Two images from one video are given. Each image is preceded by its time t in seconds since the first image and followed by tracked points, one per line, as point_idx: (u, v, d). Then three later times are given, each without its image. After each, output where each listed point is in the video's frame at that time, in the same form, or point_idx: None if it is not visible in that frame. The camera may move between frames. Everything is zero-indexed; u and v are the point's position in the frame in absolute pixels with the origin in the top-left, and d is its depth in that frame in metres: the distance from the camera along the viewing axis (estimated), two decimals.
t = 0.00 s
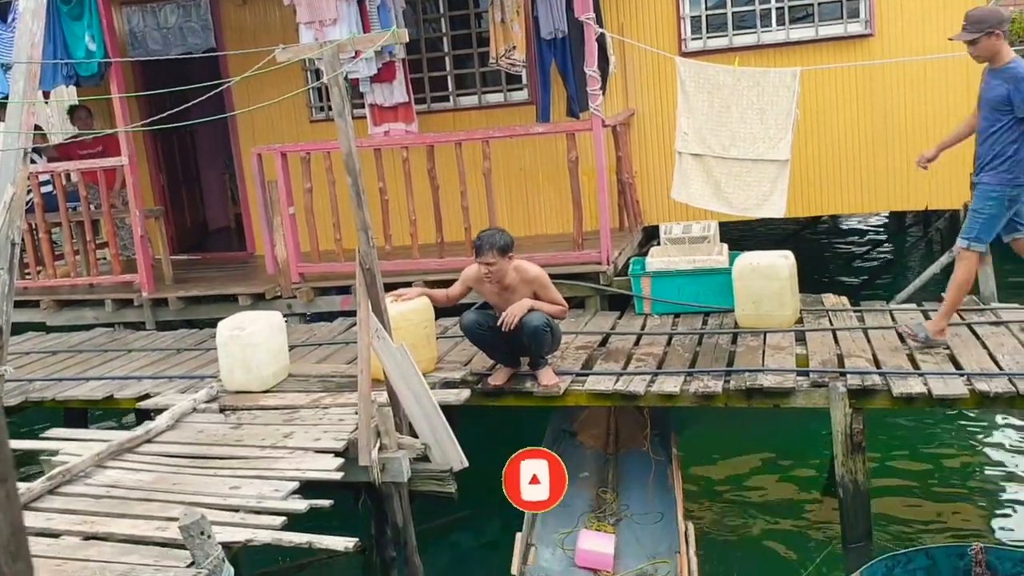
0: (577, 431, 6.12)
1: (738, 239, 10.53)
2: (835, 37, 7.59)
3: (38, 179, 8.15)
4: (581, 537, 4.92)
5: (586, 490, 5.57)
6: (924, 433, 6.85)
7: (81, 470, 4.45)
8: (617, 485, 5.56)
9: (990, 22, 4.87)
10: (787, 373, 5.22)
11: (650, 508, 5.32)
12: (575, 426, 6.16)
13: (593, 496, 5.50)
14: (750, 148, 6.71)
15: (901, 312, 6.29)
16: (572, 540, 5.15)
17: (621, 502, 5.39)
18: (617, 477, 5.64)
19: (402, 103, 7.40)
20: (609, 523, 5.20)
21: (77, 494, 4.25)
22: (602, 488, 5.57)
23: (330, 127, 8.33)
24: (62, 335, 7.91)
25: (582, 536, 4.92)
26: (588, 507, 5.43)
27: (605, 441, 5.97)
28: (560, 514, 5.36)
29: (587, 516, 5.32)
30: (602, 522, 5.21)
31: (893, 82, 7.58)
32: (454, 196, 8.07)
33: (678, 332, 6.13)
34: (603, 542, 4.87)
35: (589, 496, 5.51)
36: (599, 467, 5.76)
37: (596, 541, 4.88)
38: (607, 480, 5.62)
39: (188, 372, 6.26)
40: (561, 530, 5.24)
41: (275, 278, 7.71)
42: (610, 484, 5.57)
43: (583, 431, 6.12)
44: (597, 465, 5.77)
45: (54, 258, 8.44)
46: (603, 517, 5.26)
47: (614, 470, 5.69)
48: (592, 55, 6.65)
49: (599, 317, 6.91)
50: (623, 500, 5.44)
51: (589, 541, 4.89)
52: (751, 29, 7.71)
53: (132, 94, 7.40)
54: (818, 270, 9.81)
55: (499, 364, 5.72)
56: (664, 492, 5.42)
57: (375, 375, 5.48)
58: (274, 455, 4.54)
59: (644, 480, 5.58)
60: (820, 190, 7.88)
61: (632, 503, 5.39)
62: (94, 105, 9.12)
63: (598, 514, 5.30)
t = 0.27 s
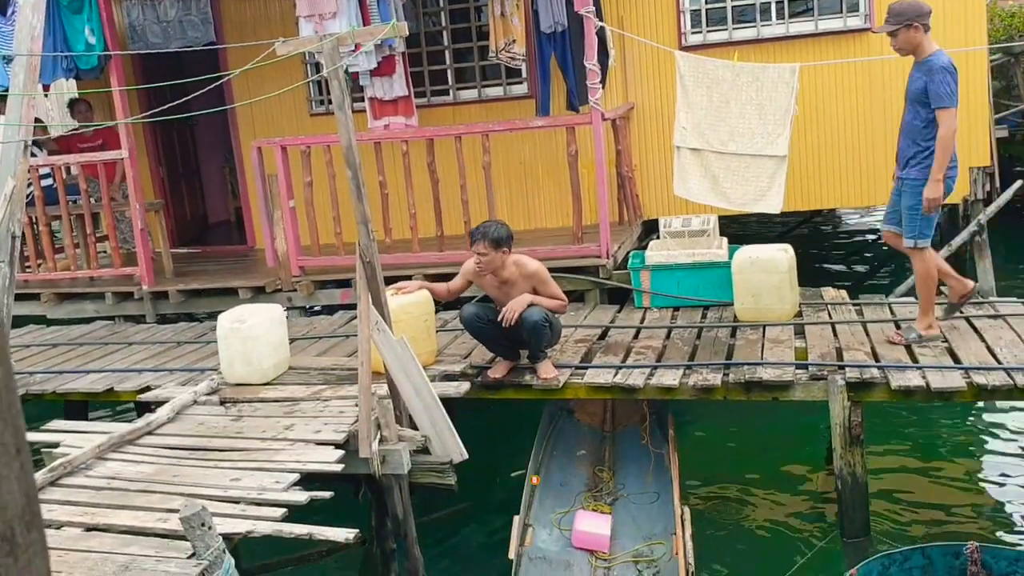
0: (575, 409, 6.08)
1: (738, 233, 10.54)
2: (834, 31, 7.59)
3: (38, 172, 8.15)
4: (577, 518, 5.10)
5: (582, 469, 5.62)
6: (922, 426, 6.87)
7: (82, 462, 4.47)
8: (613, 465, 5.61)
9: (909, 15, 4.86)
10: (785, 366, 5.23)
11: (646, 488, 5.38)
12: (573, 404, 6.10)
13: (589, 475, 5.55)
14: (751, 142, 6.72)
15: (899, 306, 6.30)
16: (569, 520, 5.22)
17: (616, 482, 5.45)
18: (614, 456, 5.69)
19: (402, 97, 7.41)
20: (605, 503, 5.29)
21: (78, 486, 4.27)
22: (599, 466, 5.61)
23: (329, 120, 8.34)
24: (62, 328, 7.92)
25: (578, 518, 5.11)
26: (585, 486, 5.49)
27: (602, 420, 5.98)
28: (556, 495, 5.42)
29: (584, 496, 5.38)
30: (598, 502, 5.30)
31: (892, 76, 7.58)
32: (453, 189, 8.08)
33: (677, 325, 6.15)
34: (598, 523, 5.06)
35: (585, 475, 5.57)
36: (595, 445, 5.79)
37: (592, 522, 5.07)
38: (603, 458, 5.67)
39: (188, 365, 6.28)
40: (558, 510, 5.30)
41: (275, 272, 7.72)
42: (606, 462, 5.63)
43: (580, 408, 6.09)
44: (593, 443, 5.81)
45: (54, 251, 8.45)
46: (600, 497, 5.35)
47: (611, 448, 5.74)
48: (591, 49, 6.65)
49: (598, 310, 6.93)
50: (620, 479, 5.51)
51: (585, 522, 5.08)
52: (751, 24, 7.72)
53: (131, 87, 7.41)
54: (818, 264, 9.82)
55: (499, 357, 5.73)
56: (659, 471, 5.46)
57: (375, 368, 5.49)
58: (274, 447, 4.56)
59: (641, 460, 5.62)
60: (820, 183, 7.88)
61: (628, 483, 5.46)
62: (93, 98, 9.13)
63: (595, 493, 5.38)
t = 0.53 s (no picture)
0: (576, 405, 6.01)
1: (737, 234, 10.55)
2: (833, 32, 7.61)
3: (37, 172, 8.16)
4: (576, 514, 5.10)
5: (583, 463, 5.61)
6: (920, 427, 6.88)
7: (80, 462, 4.47)
8: (614, 458, 5.60)
9: (833, 24, 5.10)
10: (784, 367, 5.24)
11: (646, 484, 5.37)
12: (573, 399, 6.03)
13: (589, 469, 5.55)
14: (750, 143, 6.71)
15: (897, 307, 6.30)
16: (568, 515, 5.23)
17: (616, 478, 5.44)
18: (615, 451, 5.67)
19: (401, 97, 7.41)
20: (605, 498, 5.29)
21: (76, 485, 4.27)
22: (599, 460, 5.60)
23: (329, 120, 8.34)
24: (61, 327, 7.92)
25: (578, 514, 5.11)
26: (585, 481, 5.49)
27: (603, 414, 5.94)
28: (556, 490, 5.43)
29: (584, 492, 5.39)
30: (598, 497, 5.31)
31: (890, 78, 7.60)
32: (452, 189, 8.08)
33: (675, 326, 6.15)
34: (597, 519, 5.07)
35: (585, 470, 5.56)
36: (596, 440, 5.78)
37: (590, 518, 5.07)
38: (603, 453, 5.65)
39: (187, 364, 6.28)
40: (558, 506, 5.30)
41: (274, 271, 7.72)
42: (607, 457, 5.61)
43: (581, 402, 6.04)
44: (594, 438, 5.79)
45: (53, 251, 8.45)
46: (600, 492, 5.36)
47: (611, 443, 5.72)
48: (591, 50, 6.66)
49: (597, 311, 6.93)
50: (620, 474, 5.50)
51: (584, 519, 5.08)
52: (750, 25, 7.73)
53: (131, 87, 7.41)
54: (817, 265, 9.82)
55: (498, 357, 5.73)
56: (659, 467, 5.44)
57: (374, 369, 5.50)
58: (273, 447, 4.56)
59: (641, 454, 5.60)
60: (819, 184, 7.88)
61: (628, 477, 5.45)
62: (92, 97, 9.13)
63: (595, 488, 5.39)
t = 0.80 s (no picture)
0: (575, 410, 6.00)
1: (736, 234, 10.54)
2: (834, 32, 7.59)
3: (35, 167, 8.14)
4: (575, 520, 5.06)
5: (582, 471, 5.61)
6: (917, 428, 6.88)
7: (76, 459, 4.45)
8: (613, 466, 5.61)
9: (763, 26, 5.18)
10: (782, 367, 5.23)
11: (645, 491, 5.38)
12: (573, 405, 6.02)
13: (588, 477, 5.55)
14: (750, 141, 6.76)
15: (896, 308, 6.30)
16: (567, 522, 5.22)
17: (615, 485, 5.44)
18: (614, 459, 5.67)
19: (401, 95, 7.40)
20: (604, 505, 5.29)
21: (72, 482, 4.25)
22: (598, 468, 5.61)
23: (328, 118, 8.33)
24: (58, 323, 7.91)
25: (576, 520, 5.07)
26: (583, 488, 5.48)
27: (602, 420, 5.93)
28: (555, 497, 5.41)
29: (582, 498, 5.38)
30: (597, 504, 5.30)
31: (891, 78, 7.58)
32: (451, 188, 8.07)
33: (674, 326, 6.15)
34: (596, 525, 5.03)
35: (584, 477, 5.56)
36: (595, 447, 5.77)
37: (589, 525, 5.03)
38: (602, 460, 5.65)
39: (185, 362, 6.27)
40: (556, 512, 5.30)
41: (272, 269, 7.71)
42: (605, 465, 5.61)
43: (580, 408, 6.02)
44: (593, 445, 5.78)
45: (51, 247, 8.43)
46: (599, 499, 5.36)
47: (611, 451, 5.72)
48: (591, 49, 6.65)
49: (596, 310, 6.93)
50: (619, 481, 5.50)
51: (584, 524, 5.04)
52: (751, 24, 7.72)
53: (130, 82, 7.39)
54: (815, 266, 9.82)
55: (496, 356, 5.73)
56: (658, 474, 5.46)
57: (371, 366, 5.49)
58: (270, 445, 4.55)
59: (640, 461, 5.61)
60: (818, 184, 7.88)
61: (627, 485, 5.45)
62: (91, 93, 9.12)
63: (594, 495, 5.38)
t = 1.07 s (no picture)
0: (573, 420, 6.01)
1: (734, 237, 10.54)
2: (831, 36, 7.60)
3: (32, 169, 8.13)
4: (570, 528, 5.05)
5: (578, 482, 5.61)
6: (914, 432, 6.87)
7: (71, 462, 4.44)
8: (609, 477, 5.60)
9: (692, 38, 5.13)
10: (778, 371, 5.22)
11: (641, 502, 5.36)
12: (571, 415, 6.03)
13: (584, 487, 5.54)
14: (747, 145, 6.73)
15: (893, 311, 6.29)
16: (561, 530, 5.21)
17: (611, 496, 5.43)
18: (611, 469, 5.66)
19: (399, 97, 7.39)
20: (599, 515, 5.27)
21: (67, 486, 4.25)
22: (595, 479, 5.60)
23: (326, 120, 8.32)
24: (55, 326, 7.90)
25: (570, 528, 5.06)
26: (579, 498, 5.47)
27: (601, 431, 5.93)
28: (550, 506, 5.40)
29: (578, 508, 5.37)
30: (592, 514, 5.29)
31: (888, 81, 7.59)
32: (449, 190, 8.07)
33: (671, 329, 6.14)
34: (590, 533, 5.03)
35: (580, 488, 5.55)
36: (592, 458, 5.76)
37: (583, 533, 5.03)
38: (599, 471, 5.65)
39: (181, 364, 6.26)
40: (551, 521, 5.29)
41: (269, 271, 7.70)
42: (602, 476, 5.61)
43: (578, 420, 6.02)
44: (591, 456, 5.77)
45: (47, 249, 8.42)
46: (593, 509, 5.34)
47: (608, 462, 5.71)
48: (588, 51, 6.65)
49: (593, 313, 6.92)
50: (615, 492, 5.49)
51: (578, 533, 5.03)
52: (748, 27, 7.72)
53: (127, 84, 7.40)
54: (813, 269, 9.82)
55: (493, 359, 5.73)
56: (655, 485, 5.45)
57: (367, 368, 5.48)
58: (265, 448, 4.54)
59: (637, 472, 5.60)
60: (816, 188, 7.88)
61: (623, 495, 5.44)
62: (88, 95, 9.12)
63: (589, 505, 5.37)
